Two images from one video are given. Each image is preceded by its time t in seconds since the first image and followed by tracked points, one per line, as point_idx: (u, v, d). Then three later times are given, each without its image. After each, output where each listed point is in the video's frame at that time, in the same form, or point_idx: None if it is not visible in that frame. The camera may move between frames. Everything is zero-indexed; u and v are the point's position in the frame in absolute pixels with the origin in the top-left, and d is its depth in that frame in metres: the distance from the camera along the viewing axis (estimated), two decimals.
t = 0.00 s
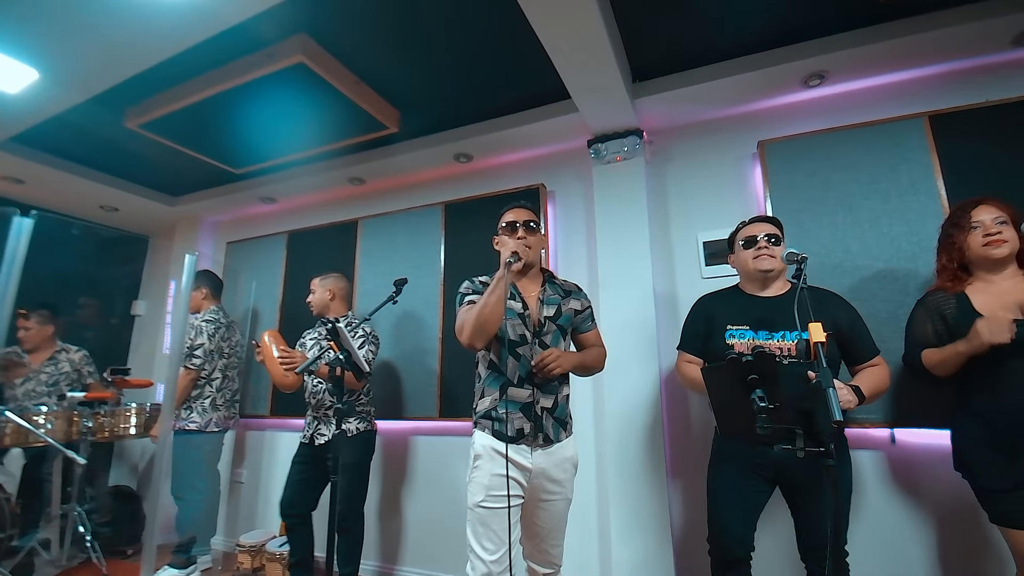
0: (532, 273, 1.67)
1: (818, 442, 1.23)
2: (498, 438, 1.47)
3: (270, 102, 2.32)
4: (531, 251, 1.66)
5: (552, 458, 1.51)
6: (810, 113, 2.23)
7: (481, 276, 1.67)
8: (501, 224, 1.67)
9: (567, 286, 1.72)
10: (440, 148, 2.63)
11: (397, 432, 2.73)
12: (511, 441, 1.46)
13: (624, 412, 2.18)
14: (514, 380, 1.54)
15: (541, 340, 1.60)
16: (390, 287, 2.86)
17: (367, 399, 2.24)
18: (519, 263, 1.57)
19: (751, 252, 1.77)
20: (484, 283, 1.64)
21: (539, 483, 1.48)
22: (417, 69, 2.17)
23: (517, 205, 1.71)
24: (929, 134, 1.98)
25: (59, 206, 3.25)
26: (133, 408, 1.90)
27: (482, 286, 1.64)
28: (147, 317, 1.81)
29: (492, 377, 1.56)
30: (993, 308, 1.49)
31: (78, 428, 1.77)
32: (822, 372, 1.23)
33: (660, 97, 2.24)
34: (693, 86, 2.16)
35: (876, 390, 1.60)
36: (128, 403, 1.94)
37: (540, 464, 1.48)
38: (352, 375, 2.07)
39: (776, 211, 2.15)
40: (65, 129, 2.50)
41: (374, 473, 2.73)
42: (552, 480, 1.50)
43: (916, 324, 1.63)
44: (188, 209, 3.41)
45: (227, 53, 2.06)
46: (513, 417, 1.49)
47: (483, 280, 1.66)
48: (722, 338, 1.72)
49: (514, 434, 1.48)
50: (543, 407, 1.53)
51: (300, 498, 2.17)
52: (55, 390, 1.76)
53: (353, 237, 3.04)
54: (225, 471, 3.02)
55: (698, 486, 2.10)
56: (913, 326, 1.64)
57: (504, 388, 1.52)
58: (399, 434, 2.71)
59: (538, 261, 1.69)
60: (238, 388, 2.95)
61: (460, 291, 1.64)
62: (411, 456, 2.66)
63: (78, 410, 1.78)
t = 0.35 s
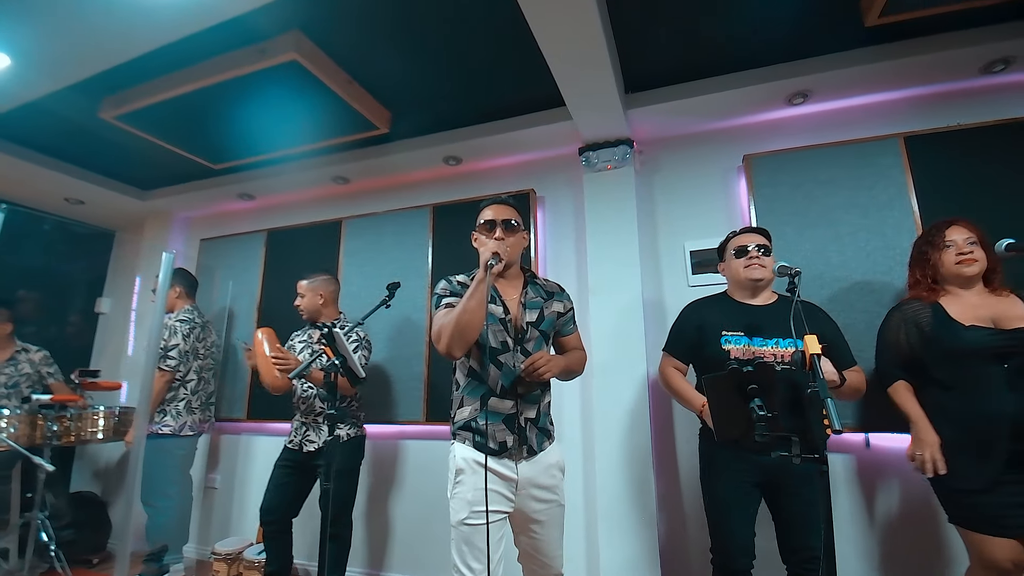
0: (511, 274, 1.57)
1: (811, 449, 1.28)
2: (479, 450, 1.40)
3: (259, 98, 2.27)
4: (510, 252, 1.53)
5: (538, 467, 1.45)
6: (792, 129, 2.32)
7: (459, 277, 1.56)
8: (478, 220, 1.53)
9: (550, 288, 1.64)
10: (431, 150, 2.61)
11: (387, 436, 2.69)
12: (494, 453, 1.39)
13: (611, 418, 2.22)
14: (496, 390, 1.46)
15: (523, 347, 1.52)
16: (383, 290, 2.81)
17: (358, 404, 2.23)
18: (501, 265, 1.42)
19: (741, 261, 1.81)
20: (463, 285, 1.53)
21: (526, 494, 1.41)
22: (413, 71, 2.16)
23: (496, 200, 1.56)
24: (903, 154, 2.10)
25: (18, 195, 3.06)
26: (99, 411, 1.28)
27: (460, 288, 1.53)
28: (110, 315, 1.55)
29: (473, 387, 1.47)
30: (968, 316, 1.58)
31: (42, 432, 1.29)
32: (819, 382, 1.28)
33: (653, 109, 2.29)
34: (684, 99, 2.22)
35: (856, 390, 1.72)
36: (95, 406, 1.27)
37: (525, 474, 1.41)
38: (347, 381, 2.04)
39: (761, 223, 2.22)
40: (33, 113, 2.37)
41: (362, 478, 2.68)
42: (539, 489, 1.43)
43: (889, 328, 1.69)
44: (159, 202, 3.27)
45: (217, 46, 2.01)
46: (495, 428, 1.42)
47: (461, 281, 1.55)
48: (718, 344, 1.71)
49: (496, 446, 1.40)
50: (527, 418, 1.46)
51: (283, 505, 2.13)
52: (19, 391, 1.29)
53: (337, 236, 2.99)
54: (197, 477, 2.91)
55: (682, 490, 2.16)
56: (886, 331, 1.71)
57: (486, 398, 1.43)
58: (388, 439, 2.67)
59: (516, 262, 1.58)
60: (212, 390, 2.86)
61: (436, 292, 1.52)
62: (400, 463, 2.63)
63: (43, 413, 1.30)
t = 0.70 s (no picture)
0: (500, 280, 1.54)
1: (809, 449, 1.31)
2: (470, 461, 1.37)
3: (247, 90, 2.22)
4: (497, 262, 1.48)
5: (533, 474, 1.42)
6: (778, 139, 2.39)
7: (443, 287, 1.49)
8: (461, 225, 1.49)
9: (540, 293, 1.59)
10: (423, 149, 2.59)
11: (358, 438, 2.64)
12: (486, 468, 1.36)
13: (602, 420, 2.24)
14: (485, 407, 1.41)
15: (513, 360, 1.48)
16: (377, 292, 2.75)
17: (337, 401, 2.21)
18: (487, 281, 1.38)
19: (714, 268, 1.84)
20: (447, 296, 1.47)
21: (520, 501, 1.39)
22: (409, 69, 2.14)
23: (479, 202, 1.52)
24: (882, 165, 2.19)
25: None
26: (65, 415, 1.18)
27: (445, 300, 1.46)
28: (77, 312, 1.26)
29: (461, 403, 1.42)
30: (934, 324, 1.64)
31: None
32: (821, 387, 1.30)
33: (646, 114, 2.32)
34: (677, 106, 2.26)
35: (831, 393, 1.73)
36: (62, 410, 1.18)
37: (518, 481, 1.39)
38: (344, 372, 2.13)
39: (748, 228, 2.28)
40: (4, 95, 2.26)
41: (333, 480, 2.63)
42: (535, 495, 1.41)
43: (865, 338, 1.75)
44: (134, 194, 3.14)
45: (207, 36, 1.96)
46: (484, 445, 1.37)
47: (445, 292, 1.48)
48: (693, 348, 1.74)
49: (486, 461, 1.37)
50: (517, 434, 1.42)
51: (264, 509, 2.11)
52: None
53: (322, 234, 2.93)
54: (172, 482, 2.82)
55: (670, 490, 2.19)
56: (862, 341, 1.76)
57: (474, 416, 1.39)
58: (361, 441, 2.63)
59: (505, 267, 1.55)
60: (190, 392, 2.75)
61: (420, 306, 1.46)
62: (371, 464, 2.60)
63: None
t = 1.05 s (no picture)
0: (507, 284, 1.51)
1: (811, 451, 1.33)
2: (479, 460, 1.38)
3: (241, 86, 2.19)
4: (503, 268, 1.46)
5: (537, 469, 1.43)
6: (770, 147, 2.45)
7: (450, 293, 1.47)
8: (468, 231, 1.48)
9: (546, 296, 1.57)
10: (419, 150, 2.58)
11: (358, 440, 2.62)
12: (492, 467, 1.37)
13: (601, 424, 2.27)
14: (493, 413, 1.41)
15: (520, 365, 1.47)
16: (373, 294, 2.72)
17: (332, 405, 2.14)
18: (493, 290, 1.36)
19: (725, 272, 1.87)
20: (455, 303, 1.45)
21: (526, 498, 1.40)
22: (409, 71, 2.14)
23: (483, 204, 1.51)
24: (870, 175, 2.26)
25: None
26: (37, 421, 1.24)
27: (453, 307, 1.44)
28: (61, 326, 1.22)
29: (469, 408, 1.42)
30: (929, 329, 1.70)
31: None
32: (824, 390, 1.31)
33: (643, 120, 2.35)
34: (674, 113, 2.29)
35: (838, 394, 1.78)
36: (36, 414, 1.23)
37: (524, 478, 1.40)
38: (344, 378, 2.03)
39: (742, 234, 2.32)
40: None
41: (336, 480, 2.60)
42: (542, 493, 1.42)
43: (864, 342, 1.83)
44: (116, 191, 3.06)
45: (202, 32, 1.93)
46: (491, 448, 1.38)
47: (451, 298, 1.47)
48: (701, 352, 1.79)
49: (493, 462, 1.38)
50: (524, 437, 1.42)
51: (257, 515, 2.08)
52: None
53: (314, 233, 2.89)
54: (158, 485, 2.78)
55: (668, 490, 2.24)
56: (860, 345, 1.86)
57: (482, 422, 1.39)
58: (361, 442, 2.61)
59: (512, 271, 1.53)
60: (175, 393, 2.72)
61: (427, 315, 1.44)
62: (372, 466, 2.57)
63: None
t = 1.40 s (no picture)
0: (525, 286, 1.55)
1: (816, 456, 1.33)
2: (495, 459, 1.38)
3: (239, 85, 2.17)
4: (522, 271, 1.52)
5: (552, 476, 1.43)
6: (769, 150, 2.46)
7: (472, 293, 1.53)
8: (489, 235, 1.53)
9: (563, 301, 1.61)
10: (418, 151, 2.57)
11: (368, 442, 2.60)
12: (507, 467, 1.37)
13: (601, 429, 2.27)
14: (510, 409, 1.43)
15: (538, 364, 1.50)
16: (370, 296, 2.71)
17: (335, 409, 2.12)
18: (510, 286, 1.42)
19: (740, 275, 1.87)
20: (477, 303, 1.51)
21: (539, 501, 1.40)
22: (410, 71, 2.12)
23: (504, 213, 1.56)
24: (868, 179, 2.28)
25: None
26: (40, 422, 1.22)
27: (475, 305, 1.50)
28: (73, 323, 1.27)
29: (487, 404, 1.44)
30: (941, 333, 1.71)
31: None
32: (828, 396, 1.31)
33: (644, 123, 2.35)
34: (674, 116, 2.30)
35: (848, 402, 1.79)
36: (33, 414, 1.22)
37: (539, 482, 1.40)
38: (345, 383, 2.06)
39: (742, 237, 2.33)
40: None
41: (346, 482, 2.58)
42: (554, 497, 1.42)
43: (871, 343, 1.81)
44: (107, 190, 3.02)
45: (201, 30, 1.90)
46: (508, 445, 1.39)
47: (474, 297, 1.53)
48: (716, 354, 1.78)
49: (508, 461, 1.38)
50: (539, 435, 1.43)
51: (251, 522, 2.03)
52: None
53: (311, 233, 2.87)
54: (152, 489, 2.75)
55: (668, 494, 2.24)
56: (868, 346, 1.82)
57: (500, 416, 1.41)
58: (370, 445, 2.59)
59: (530, 275, 1.57)
60: (171, 395, 2.68)
61: (450, 312, 1.50)
62: (385, 469, 2.55)
63: None
